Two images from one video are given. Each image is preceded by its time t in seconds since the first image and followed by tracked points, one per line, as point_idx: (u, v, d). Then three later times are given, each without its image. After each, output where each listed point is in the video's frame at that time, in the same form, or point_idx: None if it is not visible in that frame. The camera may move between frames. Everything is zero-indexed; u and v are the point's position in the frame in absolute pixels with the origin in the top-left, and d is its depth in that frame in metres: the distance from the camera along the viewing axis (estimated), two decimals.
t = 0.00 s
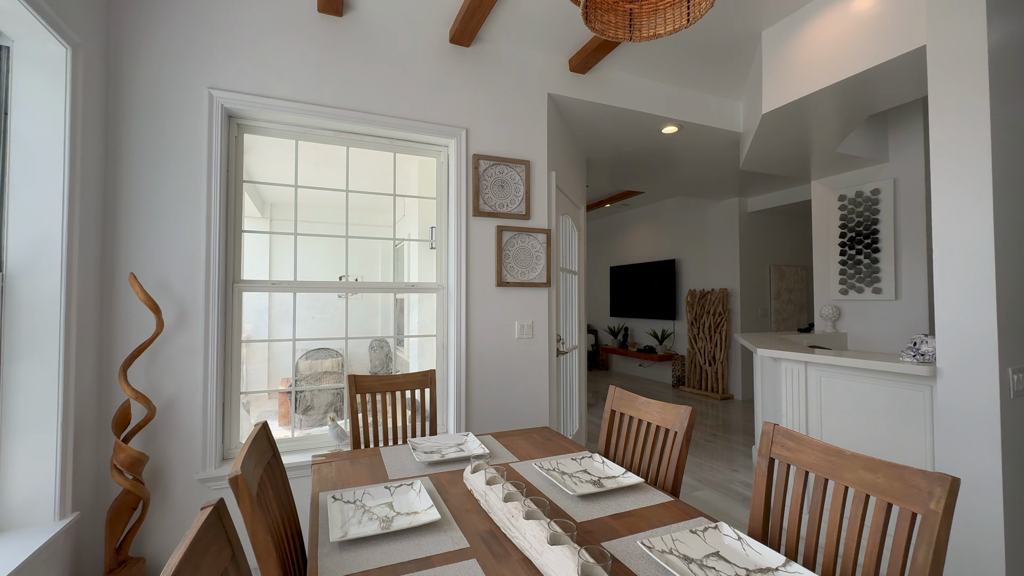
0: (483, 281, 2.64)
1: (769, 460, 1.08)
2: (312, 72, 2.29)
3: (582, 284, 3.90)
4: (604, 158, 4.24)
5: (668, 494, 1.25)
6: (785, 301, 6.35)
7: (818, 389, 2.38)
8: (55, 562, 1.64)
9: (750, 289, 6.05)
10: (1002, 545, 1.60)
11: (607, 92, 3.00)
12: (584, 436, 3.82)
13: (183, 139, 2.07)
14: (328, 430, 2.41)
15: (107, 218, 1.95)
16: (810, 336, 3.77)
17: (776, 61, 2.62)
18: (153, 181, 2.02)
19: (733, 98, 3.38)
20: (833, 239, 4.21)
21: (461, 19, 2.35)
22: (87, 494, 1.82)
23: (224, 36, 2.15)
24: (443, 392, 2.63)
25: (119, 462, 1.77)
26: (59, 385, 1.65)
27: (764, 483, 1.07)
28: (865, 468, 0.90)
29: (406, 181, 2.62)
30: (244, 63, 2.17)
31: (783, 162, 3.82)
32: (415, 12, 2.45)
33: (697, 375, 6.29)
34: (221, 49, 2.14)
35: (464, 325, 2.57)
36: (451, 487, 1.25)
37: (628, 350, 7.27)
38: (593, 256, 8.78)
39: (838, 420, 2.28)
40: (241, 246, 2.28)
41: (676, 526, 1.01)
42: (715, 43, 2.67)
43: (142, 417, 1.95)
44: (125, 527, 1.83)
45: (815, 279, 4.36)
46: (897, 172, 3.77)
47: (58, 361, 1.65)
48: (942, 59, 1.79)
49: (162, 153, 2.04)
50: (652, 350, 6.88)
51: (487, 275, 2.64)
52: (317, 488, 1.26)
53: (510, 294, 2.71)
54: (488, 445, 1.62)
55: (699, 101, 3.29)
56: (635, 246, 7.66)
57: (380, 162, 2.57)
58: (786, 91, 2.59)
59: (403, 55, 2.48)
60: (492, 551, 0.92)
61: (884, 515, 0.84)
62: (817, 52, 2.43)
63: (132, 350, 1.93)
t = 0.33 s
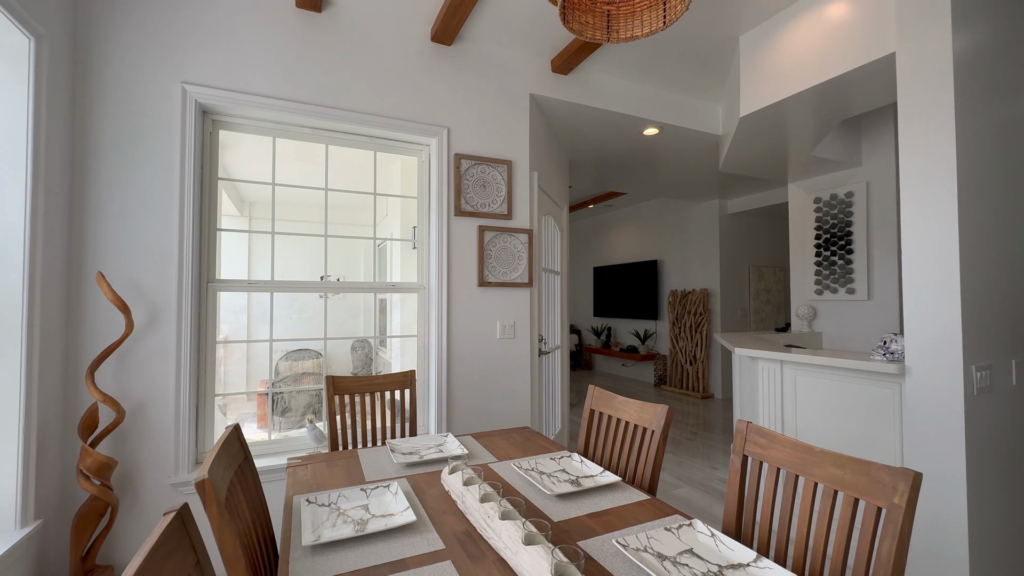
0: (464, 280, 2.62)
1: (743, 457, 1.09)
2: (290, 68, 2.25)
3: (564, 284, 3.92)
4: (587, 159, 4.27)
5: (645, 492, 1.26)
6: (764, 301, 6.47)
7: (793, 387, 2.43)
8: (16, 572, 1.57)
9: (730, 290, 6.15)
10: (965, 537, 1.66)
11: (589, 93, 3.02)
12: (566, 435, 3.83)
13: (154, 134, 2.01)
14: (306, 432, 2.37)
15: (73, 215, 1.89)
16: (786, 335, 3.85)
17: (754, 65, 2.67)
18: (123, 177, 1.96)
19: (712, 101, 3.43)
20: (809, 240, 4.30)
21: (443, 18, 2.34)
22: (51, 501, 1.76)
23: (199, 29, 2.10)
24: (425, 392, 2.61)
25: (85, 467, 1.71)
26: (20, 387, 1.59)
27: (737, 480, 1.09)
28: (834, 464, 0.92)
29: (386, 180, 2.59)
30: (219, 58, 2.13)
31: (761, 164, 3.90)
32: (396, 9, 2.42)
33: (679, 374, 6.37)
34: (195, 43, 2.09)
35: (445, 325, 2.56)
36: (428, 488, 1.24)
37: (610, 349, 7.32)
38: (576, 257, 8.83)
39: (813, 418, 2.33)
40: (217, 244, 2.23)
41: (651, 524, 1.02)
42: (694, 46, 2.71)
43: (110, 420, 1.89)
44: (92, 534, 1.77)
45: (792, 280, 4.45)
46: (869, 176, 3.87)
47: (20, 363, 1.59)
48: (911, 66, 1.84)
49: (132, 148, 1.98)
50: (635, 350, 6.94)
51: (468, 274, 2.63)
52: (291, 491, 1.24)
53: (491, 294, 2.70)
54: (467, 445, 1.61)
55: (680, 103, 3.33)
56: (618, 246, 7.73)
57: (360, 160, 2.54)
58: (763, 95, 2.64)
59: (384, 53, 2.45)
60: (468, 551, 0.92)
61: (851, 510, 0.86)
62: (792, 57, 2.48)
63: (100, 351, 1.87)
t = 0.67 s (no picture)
0: (445, 281, 2.61)
1: (718, 456, 1.10)
2: (268, 64, 2.21)
3: (547, 284, 3.93)
4: (570, 159, 4.29)
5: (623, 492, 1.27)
6: (743, 301, 6.58)
7: (770, 386, 2.47)
8: None
9: (710, 290, 6.23)
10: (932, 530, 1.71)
11: (571, 94, 3.03)
12: (549, 435, 3.84)
13: (125, 130, 1.96)
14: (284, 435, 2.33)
15: (38, 213, 1.82)
16: (765, 335, 3.92)
17: (732, 69, 2.71)
18: (92, 173, 1.90)
19: (692, 104, 3.48)
20: (786, 242, 4.39)
21: (424, 16, 2.32)
22: (13, 509, 1.69)
23: (172, 23, 2.05)
24: (406, 393, 2.58)
25: (50, 474, 1.65)
26: None
27: (713, 479, 1.10)
28: (804, 462, 0.94)
29: (367, 179, 2.56)
30: (194, 52, 2.08)
31: (741, 166, 3.96)
32: (377, 6, 2.40)
33: (661, 374, 6.43)
34: (168, 36, 2.04)
35: (427, 326, 2.54)
36: (405, 490, 1.23)
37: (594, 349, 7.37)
38: (560, 257, 8.86)
39: (789, 416, 2.37)
40: (192, 243, 2.18)
41: (628, 523, 1.02)
42: (674, 49, 2.74)
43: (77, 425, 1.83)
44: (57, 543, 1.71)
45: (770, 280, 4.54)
46: (844, 179, 3.97)
47: None
48: (880, 72, 1.89)
49: (101, 145, 1.92)
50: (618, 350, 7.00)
51: (450, 274, 2.62)
52: (265, 495, 1.21)
53: (474, 294, 2.69)
54: (446, 447, 1.60)
55: (661, 105, 3.37)
56: (602, 247, 7.78)
57: (341, 159, 2.50)
58: (741, 99, 2.69)
59: (364, 51, 2.43)
60: (443, 554, 0.91)
61: (821, 507, 0.88)
62: (768, 62, 2.52)
63: (66, 354, 1.81)
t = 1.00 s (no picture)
0: (427, 280, 2.59)
1: (695, 454, 1.11)
2: (244, 59, 2.17)
3: (531, 285, 3.93)
4: (553, 160, 4.30)
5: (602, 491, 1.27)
6: (724, 301, 6.67)
7: (748, 385, 2.51)
8: None
9: (692, 290, 6.31)
10: (902, 523, 1.76)
11: (554, 95, 3.04)
12: (533, 435, 3.84)
13: (94, 125, 1.90)
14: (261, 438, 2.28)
15: None
16: (744, 335, 3.98)
17: (712, 72, 2.75)
18: (59, 168, 1.84)
19: (673, 106, 3.52)
20: (765, 243, 4.46)
21: (405, 14, 2.30)
22: None
23: (144, 15, 1.99)
24: (387, 394, 2.55)
25: (13, 481, 1.59)
26: None
27: (689, 477, 1.11)
28: (778, 458, 0.95)
29: (348, 178, 2.53)
30: (166, 46, 2.02)
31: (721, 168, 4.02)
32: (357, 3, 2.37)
33: (643, 373, 6.49)
34: (140, 29, 1.98)
35: (408, 326, 2.52)
36: (383, 492, 1.21)
37: (578, 349, 7.40)
38: (545, 258, 8.88)
39: (767, 414, 2.41)
40: (167, 241, 2.12)
41: (605, 522, 1.03)
42: (656, 52, 2.76)
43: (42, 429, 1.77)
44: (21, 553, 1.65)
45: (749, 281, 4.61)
46: (821, 182, 4.05)
47: None
48: (854, 77, 1.93)
49: (69, 139, 1.86)
50: (602, 350, 7.04)
51: (432, 274, 2.60)
52: (239, 499, 1.19)
53: (456, 294, 2.68)
54: (426, 448, 1.59)
55: (643, 107, 3.40)
56: (586, 248, 7.83)
57: (321, 157, 2.46)
58: (720, 101, 2.73)
59: (344, 47, 2.39)
60: (419, 556, 0.90)
61: (794, 503, 0.89)
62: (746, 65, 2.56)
63: (30, 356, 1.75)
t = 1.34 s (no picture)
0: (409, 280, 2.57)
1: (672, 453, 1.12)
2: (221, 54, 2.12)
3: (515, 285, 3.93)
4: (537, 160, 4.31)
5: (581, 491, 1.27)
6: (706, 301, 6.76)
7: (727, 383, 2.55)
8: None
9: (675, 290, 6.38)
10: (873, 518, 1.80)
11: (537, 95, 3.04)
12: (516, 435, 3.84)
13: (62, 119, 1.84)
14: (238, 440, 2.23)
15: None
16: (724, 334, 4.04)
17: (693, 75, 2.78)
18: (25, 164, 1.78)
19: (655, 108, 3.55)
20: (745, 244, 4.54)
21: (386, 12, 2.28)
22: None
23: (114, 7, 1.93)
24: (369, 395, 2.52)
25: None
26: None
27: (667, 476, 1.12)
28: (752, 457, 0.97)
29: (329, 177, 2.49)
30: (138, 39, 1.97)
31: (702, 170, 4.07)
32: None
33: (627, 373, 6.54)
34: (111, 21, 1.92)
35: (390, 326, 2.49)
36: (360, 495, 1.20)
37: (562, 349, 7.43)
38: (530, 258, 8.90)
39: (746, 412, 2.45)
40: (140, 240, 2.06)
41: (584, 522, 1.03)
42: (638, 53, 2.79)
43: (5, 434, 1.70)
44: None
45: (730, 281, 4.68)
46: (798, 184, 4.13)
47: None
48: (829, 81, 1.97)
49: (35, 134, 1.80)
50: (586, 350, 7.08)
51: (415, 274, 2.58)
52: (210, 504, 1.16)
53: (438, 294, 2.66)
54: (406, 449, 1.57)
55: (625, 109, 3.43)
56: (570, 248, 7.86)
57: (300, 155, 2.42)
58: (701, 104, 2.76)
59: (324, 44, 2.36)
60: (395, 559, 0.89)
61: (766, 500, 0.91)
62: (725, 69, 2.60)
63: None
